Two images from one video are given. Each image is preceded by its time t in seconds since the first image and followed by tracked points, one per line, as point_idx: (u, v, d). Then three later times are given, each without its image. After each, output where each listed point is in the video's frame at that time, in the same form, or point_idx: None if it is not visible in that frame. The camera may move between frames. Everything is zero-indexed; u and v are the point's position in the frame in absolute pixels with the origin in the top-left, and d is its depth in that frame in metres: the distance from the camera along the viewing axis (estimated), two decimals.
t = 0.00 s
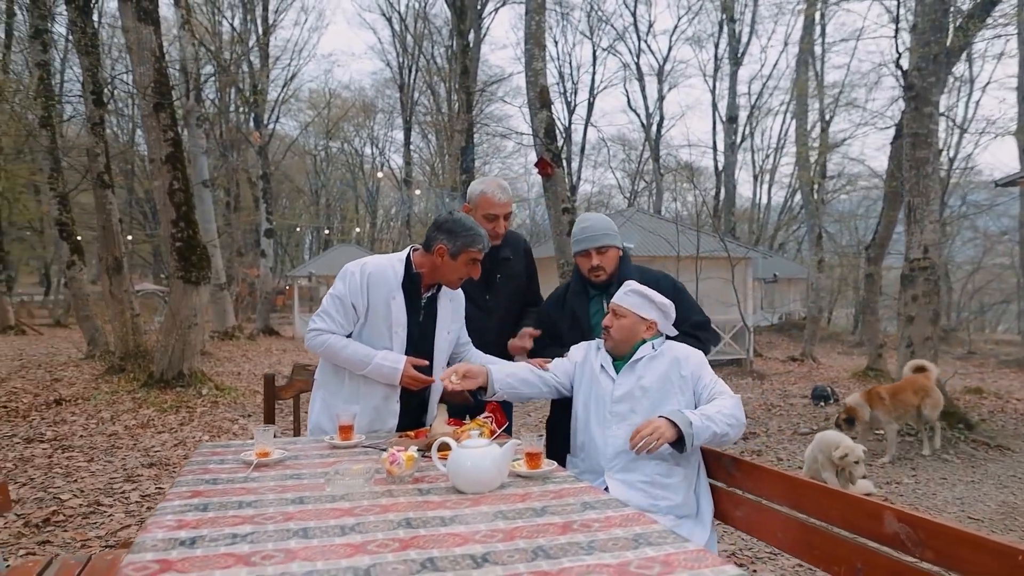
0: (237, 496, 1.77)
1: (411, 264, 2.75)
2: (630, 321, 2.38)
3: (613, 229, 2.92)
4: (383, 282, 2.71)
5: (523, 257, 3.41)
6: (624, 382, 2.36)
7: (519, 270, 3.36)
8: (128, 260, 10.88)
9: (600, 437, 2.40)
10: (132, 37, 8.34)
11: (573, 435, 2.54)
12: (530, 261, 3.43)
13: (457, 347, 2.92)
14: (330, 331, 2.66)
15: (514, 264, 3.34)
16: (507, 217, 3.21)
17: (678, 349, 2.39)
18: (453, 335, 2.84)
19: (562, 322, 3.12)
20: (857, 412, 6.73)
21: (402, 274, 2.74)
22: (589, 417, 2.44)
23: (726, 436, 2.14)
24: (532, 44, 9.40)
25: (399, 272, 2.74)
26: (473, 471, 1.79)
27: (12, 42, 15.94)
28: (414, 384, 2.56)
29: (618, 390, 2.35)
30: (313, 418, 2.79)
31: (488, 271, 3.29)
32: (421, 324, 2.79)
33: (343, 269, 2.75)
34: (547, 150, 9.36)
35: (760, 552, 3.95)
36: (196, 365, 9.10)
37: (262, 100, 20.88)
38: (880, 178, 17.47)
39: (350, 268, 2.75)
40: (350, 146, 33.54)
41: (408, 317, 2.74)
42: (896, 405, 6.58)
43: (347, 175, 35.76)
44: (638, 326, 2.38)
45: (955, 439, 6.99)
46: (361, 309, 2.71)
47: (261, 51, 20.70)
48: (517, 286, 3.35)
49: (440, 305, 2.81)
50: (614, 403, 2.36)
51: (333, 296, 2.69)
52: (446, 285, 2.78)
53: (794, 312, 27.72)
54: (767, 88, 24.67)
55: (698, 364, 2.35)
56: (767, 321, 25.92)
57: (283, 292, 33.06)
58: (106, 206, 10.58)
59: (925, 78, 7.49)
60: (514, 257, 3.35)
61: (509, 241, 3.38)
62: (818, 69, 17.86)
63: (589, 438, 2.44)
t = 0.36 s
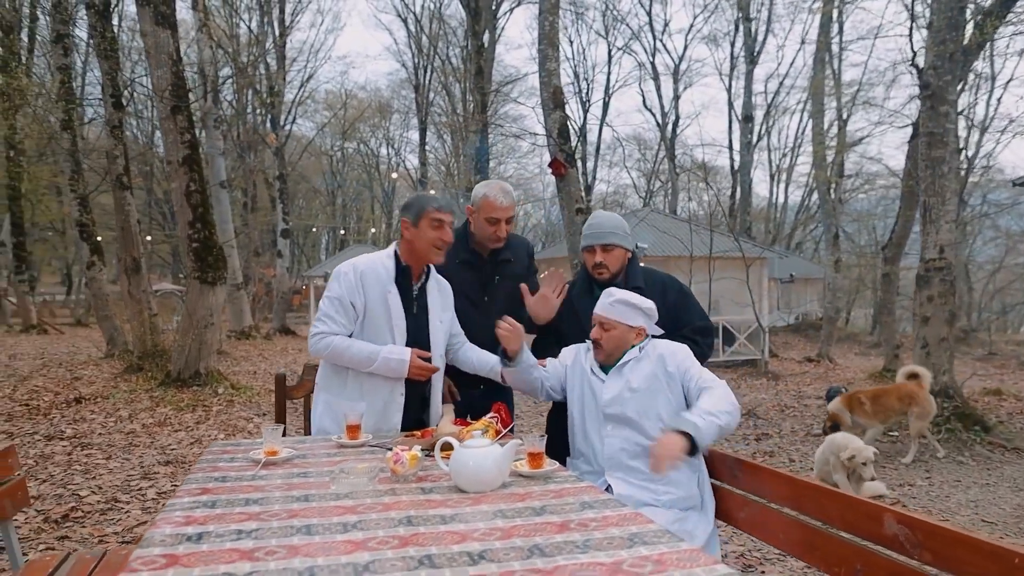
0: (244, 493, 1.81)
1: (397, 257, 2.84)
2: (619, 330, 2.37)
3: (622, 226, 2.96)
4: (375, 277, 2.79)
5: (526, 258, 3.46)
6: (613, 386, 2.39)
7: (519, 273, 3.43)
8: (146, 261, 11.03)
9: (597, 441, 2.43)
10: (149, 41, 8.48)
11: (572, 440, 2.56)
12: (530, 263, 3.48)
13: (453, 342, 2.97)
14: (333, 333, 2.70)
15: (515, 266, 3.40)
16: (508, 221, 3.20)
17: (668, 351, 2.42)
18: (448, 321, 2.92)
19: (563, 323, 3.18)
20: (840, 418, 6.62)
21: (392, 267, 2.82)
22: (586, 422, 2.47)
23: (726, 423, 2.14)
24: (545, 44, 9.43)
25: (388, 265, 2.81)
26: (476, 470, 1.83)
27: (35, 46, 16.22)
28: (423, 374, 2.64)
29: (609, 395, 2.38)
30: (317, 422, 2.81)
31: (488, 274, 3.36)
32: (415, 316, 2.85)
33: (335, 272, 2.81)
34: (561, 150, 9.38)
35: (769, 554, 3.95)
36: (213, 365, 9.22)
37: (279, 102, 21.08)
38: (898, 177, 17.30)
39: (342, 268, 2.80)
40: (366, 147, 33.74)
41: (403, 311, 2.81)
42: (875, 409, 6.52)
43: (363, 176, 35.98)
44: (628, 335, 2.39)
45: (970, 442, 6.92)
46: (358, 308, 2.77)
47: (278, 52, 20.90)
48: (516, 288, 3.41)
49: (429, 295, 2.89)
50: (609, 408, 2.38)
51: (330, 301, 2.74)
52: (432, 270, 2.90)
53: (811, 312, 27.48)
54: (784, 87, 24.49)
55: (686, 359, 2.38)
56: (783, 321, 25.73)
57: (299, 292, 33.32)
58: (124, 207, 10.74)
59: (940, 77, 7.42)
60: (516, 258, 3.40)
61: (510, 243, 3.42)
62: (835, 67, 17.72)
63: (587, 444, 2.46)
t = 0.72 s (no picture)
0: (252, 493, 1.86)
1: (391, 254, 2.93)
2: (622, 338, 2.38)
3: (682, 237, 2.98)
4: (372, 275, 2.89)
5: (527, 257, 3.48)
6: (614, 391, 2.39)
7: (520, 272, 3.46)
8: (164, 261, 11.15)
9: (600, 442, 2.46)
10: (167, 45, 8.61)
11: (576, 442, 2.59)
12: (533, 261, 3.50)
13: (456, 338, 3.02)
14: (333, 329, 2.81)
15: (514, 265, 3.44)
16: (508, 219, 3.23)
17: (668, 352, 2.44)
18: (449, 315, 2.97)
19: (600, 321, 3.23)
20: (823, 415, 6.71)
21: (384, 265, 2.91)
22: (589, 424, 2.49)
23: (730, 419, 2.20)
24: (559, 45, 9.44)
25: (381, 261, 2.91)
26: (479, 471, 1.85)
27: (57, 51, 16.50)
28: (421, 362, 2.64)
29: (609, 398, 2.39)
30: (332, 421, 2.87)
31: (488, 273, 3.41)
32: (415, 309, 2.92)
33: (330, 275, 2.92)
34: (574, 151, 9.40)
35: (777, 556, 3.96)
36: (228, 364, 9.34)
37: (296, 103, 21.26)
38: (917, 176, 17.11)
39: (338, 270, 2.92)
40: (381, 147, 33.92)
41: (402, 304, 2.88)
42: (858, 411, 6.59)
43: (379, 176, 36.13)
44: (632, 343, 2.39)
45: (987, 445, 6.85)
46: (355, 305, 2.86)
47: (295, 54, 21.08)
48: (514, 288, 3.45)
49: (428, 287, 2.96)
50: (610, 411, 2.40)
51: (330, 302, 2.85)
52: (426, 263, 2.98)
53: (828, 312, 27.26)
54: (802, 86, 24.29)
55: (686, 359, 2.41)
56: (800, 322, 25.56)
57: (315, 292, 33.55)
58: (143, 209, 10.88)
59: (957, 76, 7.34)
60: (516, 258, 3.44)
61: (511, 242, 3.45)
62: (851, 66, 17.57)
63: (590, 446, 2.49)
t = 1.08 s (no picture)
0: (258, 486, 1.90)
1: (402, 255, 2.97)
2: (615, 335, 2.40)
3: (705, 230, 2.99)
4: (383, 274, 2.93)
5: (534, 260, 3.50)
6: (610, 391, 2.40)
7: (526, 273, 3.48)
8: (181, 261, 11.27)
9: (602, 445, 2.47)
10: (184, 48, 8.72)
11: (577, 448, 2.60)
12: (538, 265, 3.50)
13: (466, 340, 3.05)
14: (346, 327, 2.84)
15: (521, 267, 3.47)
16: (515, 214, 3.30)
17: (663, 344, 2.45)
18: (459, 318, 2.99)
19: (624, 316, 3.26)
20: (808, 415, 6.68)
21: (396, 264, 2.95)
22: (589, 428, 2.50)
23: (731, 389, 2.19)
24: (572, 45, 9.44)
25: (393, 261, 2.96)
26: (480, 466, 1.88)
27: (78, 54, 16.74)
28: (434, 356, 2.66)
29: (605, 398, 2.41)
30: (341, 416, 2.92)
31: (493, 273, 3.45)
32: (424, 310, 2.94)
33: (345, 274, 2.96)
34: (588, 150, 9.38)
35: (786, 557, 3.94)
36: (244, 363, 9.45)
37: (312, 104, 21.41)
38: (936, 174, 16.90)
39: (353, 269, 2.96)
40: (397, 147, 34.05)
41: (411, 305, 2.91)
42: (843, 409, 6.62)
43: (395, 176, 36.27)
44: (625, 340, 2.41)
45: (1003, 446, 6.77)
46: (367, 303, 2.90)
47: (311, 56, 21.24)
48: (519, 287, 3.47)
49: (440, 290, 2.98)
50: (607, 410, 2.41)
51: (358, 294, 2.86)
52: (441, 266, 2.99)
53: (845, 312, 27.02)
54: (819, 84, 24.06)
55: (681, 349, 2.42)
56: (817, 322, 25.34)
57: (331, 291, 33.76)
58: (160, 209, 11.00)
59: (973, 72, 7.25)
60: (523, 260, 3.47)
61: (521, 244, 3.49)
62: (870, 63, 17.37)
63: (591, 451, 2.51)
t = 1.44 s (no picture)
0: (252, 480, 1.94)
1: (401, 253, 2.97)
2: (614, 332, 2.42)
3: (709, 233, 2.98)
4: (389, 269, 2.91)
5: (534, 259, 3.56)
6: (602, 387, 2.47)
7: (527, 272, 3.53)
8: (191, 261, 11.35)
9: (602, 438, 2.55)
10: (192, 50, 8.80)
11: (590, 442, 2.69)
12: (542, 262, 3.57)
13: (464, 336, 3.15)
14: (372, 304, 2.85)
15: (522, 266, 3.52)
16: (514, 213, 3.29)
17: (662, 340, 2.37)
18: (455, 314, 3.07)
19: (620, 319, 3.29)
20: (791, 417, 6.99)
21: (398, 260, 2.94)
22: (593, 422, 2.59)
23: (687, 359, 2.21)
24: (579, 45, 9.45)
25: (394, 258, 2.94)
26: (469, 462, 1.90)
27: (92, 56, 16.89)
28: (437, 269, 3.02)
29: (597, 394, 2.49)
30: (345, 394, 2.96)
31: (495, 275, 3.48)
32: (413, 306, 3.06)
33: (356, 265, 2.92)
34: (595, 150, 9.38)
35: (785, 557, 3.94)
36: (252, 362, 9.53)
37: (323, 104, 21.52)
38: (948, 173, 16.76)
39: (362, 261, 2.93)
40: (407, 148, 34.12)
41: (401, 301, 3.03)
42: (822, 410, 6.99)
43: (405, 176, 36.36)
44: (624, 338, 2.42)
45: (1008, 447, 6.75)
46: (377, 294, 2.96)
47: (321, 56, 21.34)
48: (525, 287, 3.52)
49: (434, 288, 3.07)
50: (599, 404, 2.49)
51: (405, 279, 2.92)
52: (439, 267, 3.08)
53: (856, 312, 26.85)
54: (831, 82, 23.89)
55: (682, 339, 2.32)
56: (827, 322, 25.25)
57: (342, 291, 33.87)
58: (170, 209, 11.08)
59: (981, 71, 7.20)
60: (523, 259, 3.52)
61: (519, 243, 3.52)
62: (881, 61, 17.26)
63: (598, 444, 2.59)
